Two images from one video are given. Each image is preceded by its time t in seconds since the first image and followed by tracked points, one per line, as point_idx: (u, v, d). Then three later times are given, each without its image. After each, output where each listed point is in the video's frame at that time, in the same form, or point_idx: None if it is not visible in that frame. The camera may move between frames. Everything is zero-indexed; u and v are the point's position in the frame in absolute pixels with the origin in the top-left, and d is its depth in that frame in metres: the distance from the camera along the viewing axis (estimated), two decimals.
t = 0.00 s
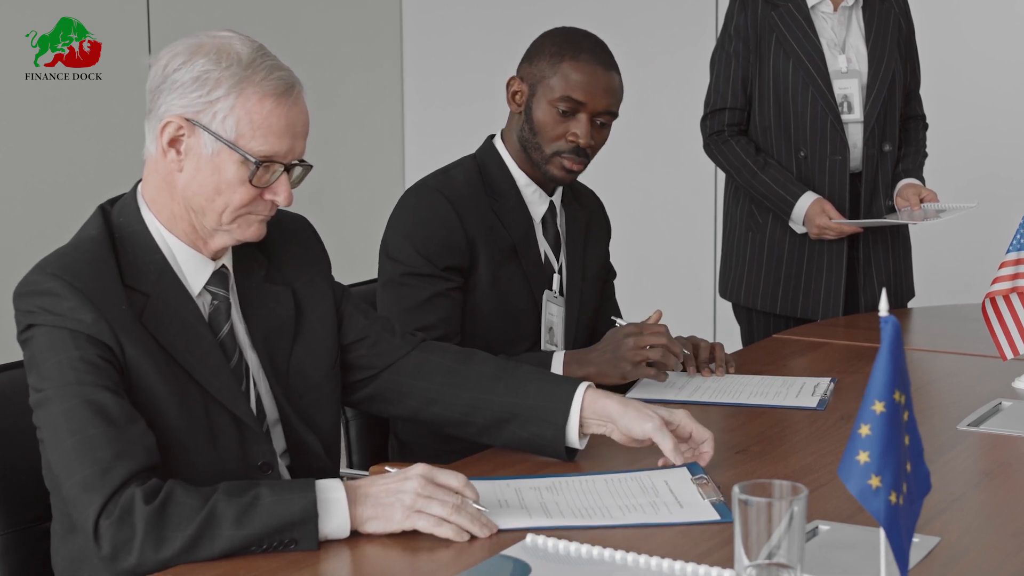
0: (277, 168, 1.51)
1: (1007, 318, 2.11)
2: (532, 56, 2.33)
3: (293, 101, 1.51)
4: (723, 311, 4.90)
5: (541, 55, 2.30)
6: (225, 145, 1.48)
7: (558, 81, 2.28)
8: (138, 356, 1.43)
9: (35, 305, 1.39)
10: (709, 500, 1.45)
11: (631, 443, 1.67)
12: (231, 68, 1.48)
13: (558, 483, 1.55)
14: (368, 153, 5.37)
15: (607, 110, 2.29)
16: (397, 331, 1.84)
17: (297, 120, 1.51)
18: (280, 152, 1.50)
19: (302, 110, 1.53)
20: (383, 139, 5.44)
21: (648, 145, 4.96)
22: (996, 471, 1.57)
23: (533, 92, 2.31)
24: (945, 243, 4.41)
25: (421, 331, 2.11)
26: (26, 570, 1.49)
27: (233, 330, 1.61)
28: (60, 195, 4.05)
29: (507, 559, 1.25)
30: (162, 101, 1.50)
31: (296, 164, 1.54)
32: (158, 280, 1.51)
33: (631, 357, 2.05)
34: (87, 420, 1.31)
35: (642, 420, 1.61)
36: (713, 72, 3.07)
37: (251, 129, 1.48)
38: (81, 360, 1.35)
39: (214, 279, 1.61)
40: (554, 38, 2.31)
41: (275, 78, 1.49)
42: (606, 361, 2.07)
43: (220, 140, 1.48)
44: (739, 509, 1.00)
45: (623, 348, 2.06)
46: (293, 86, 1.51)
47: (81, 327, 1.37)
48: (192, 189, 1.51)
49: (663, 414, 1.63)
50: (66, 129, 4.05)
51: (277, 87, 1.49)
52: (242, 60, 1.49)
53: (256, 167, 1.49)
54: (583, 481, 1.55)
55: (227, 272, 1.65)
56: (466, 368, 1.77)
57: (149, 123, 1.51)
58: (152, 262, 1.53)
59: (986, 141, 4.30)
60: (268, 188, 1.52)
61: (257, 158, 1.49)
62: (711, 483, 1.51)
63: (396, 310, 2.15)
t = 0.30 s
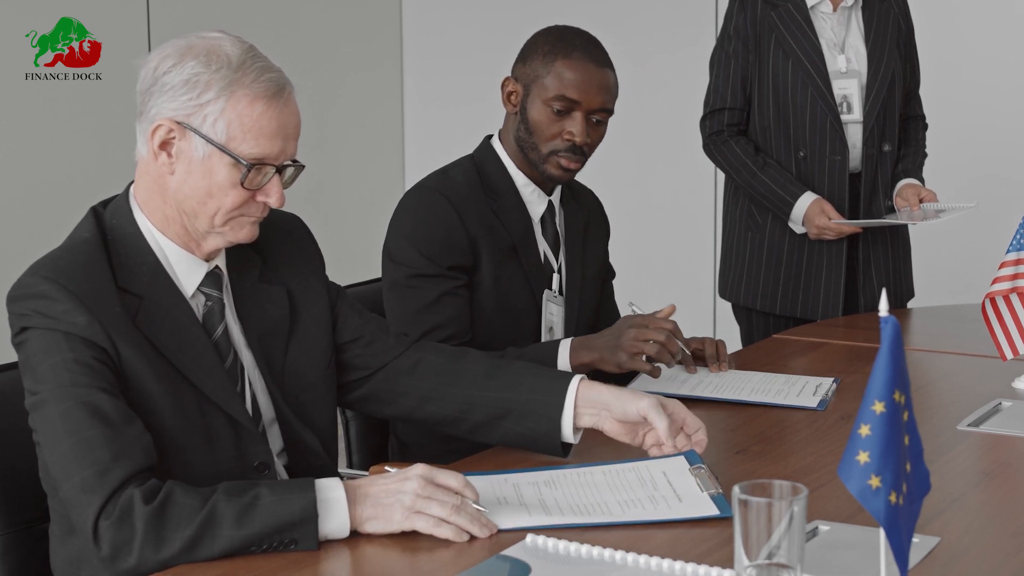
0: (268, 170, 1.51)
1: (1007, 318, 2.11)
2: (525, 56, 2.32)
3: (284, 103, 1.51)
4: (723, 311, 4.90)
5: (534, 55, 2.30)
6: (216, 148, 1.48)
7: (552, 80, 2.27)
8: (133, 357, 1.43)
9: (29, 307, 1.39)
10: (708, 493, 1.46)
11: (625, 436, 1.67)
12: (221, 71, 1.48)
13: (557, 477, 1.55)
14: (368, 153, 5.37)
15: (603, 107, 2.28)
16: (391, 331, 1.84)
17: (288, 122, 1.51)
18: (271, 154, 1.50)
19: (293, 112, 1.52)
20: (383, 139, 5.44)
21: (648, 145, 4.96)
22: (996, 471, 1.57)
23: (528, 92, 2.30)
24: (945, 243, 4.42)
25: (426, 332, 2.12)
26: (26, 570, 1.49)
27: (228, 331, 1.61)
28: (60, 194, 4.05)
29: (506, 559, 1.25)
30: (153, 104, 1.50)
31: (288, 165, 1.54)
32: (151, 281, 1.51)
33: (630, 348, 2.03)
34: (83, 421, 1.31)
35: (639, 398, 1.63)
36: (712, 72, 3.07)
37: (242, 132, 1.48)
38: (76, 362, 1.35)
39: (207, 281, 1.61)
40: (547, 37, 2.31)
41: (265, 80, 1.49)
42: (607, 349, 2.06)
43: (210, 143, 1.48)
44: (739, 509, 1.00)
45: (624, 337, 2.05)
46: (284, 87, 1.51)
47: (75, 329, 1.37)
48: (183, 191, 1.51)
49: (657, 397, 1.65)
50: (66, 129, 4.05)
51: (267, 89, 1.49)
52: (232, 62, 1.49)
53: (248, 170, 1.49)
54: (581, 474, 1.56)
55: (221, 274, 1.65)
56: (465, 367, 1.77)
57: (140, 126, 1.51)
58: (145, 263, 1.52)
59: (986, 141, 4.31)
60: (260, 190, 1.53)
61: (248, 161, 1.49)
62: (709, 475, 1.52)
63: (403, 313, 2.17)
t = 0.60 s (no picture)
0: (265, 169, 1.51)
1: (1007, 318, 2.11)
2: (524, 57, 2.32)
3: (279, 102, 1.51)
4: (723, 311, 4.89)
5: (533, 55, 2.30)
6: (213, 150, 1.48)
7: (550, 80, 2.27)
8: (131, 358, 1.43)
9: (26, 309, 1.38)
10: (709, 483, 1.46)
11: (597, 431, 1.66)
12: (215, 72, 1.47)
13: (558, 469, 1.55)
14: (368, 153, 5.37)
15: (602, 106, 2.28)
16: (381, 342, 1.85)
17: (283, 121, 1.51)
18: (267, 153, 1.50)
19: (287, 111, 1.53)
20: (383, 139, 5.45)
21: (647, 145, 4.96)
22: (996, 471, 1.57)
23: (527, 92, 2.30)
24: (945, 244, 4.42)
25: (434, 331, 2.12)
26: (26, 570, 1.49)
27: (224, 330, 1.61)
28: (60, 194, 4.05)
29: (506, 559, 1.25)
30: (146, 106, 1.49)
31: (283, 163, 1.54)
32: (147, 282, 1.51)
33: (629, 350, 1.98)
34: (83, 422, 1.31)
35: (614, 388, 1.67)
36: (712, 72, 3.07)
37: (238, 133, 1.48)
38: (75, 363, 1.35)
39: (203, 280, 1.61)
40: (545, 37, 2.31)
41: (260, 80, 1.49)
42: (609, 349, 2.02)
43: (207, 145, 1.48)
44: (739, 508, 1.00)
45: (625, 339, 2.01)
46: (278, 87, 1.51)
47: (73, 330, 1.37)
48: (180, 193, 1.51)
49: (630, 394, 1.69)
50: (66, 129, 4.05)
51: (262, 89, 1.49)
52: (226, 62, 1.48)
53: (245, 170, 1.49)
54: (582, 465, 1.55)
55: (217, 273, 1.65)
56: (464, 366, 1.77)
57: (133, 127, 1.51)
58: (141, 263, 1.52)
59: (985, 142, 4.31)
60: (257, 189, 1.53)
61: (245, 160, 1.49)
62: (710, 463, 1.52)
63: (409, 314, 2.16)
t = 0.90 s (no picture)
0: (268, 168, 1.52)
1: (1007, 318, 2.11)
2: (525, 58, 2.32)
3: (277, 101, 1.52)
4: (723, 311, 4.89)
5: (534, 56, 2.29)
6: (218, 153, 1.48)
7: (551, 80, 2.26)
8: (132, 358, 1.43)
9: (26, 310, 1.38)
10: (711, 476, 1.46)
11: (512, 435, 1.68)
12: (214, 76, 1.48)
13: (560, 456, 1.55)
14: (368, 153, 5.37)
15: (603, 106, 2.27)
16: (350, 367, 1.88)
17: (282, 118, 1.53)
18: (270, 152, 1.52)
19: (284, 108, 1.54)
20: (383, 139, 5.45)
21: (647, 145, 4.96)
22: (996, 471, 1.57)
23: (528, 93, 2.30)
24: (945, 244, 4.42)
25: (430, 334, 2.13)
26: (26, 570, 1.49)
27: (221, 329, 1.62)
28: (59, 194, 4.05)
29: (506, 560, 1.25)
30: (145, 113, 1.48)
31: (283, 159, 1.55)
32: (145, 281, 1.51)
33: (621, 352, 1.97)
34: (84, 422, 1.31)
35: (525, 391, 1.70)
36: (712, 72, 3.07)
37: (242, 135, 1.49)
38: (76, 363, 1.35)
39: (201, 279, 1.61)
40: (546, 37, 2.31)
41: (259, 81, 1.50)
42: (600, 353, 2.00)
43: (212, 149, 1.48)
44: (739, 508, 1.00)
45: (614, 348, 1.98)
46: (276, 85, 1.52)
47: (74, 331, 1.37)
48: (184, 197, 1.51)
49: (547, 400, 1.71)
50: (66, 129, 4.05)
51: (261, 90, 1.50)
52: (224, 65, 1.48)
53: (251, 171, 1.50)
54: (586, 451, 1.57)
55: (214, 272, 1.65)
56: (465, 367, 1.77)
57: (132, 133, 1.50)
58: (138, 263, 1.51)
59: (985, 142, 4.31)
60: (260, 188, 1.54)
61: (250, 162, 1.50)
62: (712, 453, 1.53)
63: (407, 316, 2.16)
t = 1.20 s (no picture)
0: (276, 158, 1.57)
1: (1007, 318, 2.11)
2: (523, 59, 2.32)
3: (280, 93, 1.56)
4: (723, 311, 4.89)
5: (532, 57, 2.30)
6: (236, 153, 1.51)
7: (548, 82, 2.26)
8: (134, 357, 1.43)
9: (28, 310, 1.38)
10: (716, 497, 1.44)
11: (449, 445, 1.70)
12: (225, 78, 1.49)
13: (567, 461, 1.57)
14: (368, 153, 5.37)
15: (601, 107, 2.27)
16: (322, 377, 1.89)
17: (282, 109, 1.57)
18: (278, 142, 1.56)
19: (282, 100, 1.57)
20: (383, 139, 5.45)
21: (647, 145, 4.96)
22: (996, 472, 1.57)
23: (526, 95, 2.30)
24: (945, 244, 4.42)
25: (418, 336, 2.13)
26: (26, 570, 1.49)
27: (220, 326, 1.63)
28: (60, 194, 4.05)
29: (506, 560, 1.25)
30: (155, 121, 1.47)
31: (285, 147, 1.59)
32: (146, 279, 1.50)
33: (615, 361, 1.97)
34: (87, 423, 1.31)
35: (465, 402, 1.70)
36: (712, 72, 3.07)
37: (257, 132, 1.52)
38: (79, 362, 1.35)
39: (201, 276, 1.62)
40: (544, 39, 2.31)
41: (266, 78, 1.52)
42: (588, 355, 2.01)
43: (230, 149, 1.51)
44: (739, 511, 1.00)
45: (607, 366, 1.98)
46: (276, 78, 1.55)
47: (78, 330, 1.37)
48: (202, 200, 1.53)
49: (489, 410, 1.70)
50: (66, 129, 4.05)
51: (268, 86, 1.53)
52: (231, 65, 1.49)
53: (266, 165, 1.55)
54: (593, 459, 1.58)
55: (212, 269, 1.66)
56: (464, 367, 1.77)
57: (138, 141, 1.49)
58: (138, 262, 1.51)
59: (984, 142, 4.31)
60: (269, 179, 1.58)
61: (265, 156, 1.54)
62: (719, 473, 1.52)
63: (396, 317, 2.16)
